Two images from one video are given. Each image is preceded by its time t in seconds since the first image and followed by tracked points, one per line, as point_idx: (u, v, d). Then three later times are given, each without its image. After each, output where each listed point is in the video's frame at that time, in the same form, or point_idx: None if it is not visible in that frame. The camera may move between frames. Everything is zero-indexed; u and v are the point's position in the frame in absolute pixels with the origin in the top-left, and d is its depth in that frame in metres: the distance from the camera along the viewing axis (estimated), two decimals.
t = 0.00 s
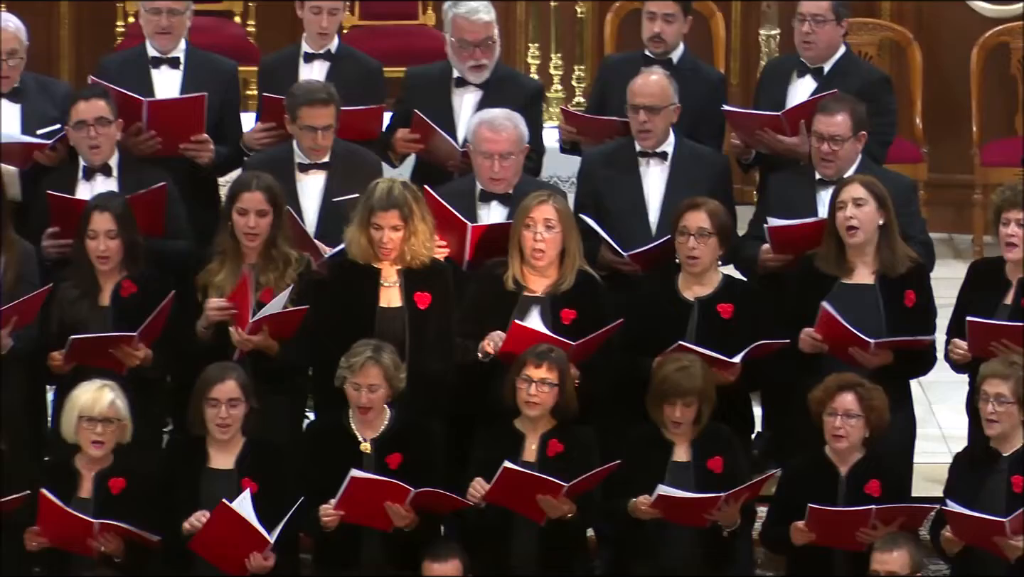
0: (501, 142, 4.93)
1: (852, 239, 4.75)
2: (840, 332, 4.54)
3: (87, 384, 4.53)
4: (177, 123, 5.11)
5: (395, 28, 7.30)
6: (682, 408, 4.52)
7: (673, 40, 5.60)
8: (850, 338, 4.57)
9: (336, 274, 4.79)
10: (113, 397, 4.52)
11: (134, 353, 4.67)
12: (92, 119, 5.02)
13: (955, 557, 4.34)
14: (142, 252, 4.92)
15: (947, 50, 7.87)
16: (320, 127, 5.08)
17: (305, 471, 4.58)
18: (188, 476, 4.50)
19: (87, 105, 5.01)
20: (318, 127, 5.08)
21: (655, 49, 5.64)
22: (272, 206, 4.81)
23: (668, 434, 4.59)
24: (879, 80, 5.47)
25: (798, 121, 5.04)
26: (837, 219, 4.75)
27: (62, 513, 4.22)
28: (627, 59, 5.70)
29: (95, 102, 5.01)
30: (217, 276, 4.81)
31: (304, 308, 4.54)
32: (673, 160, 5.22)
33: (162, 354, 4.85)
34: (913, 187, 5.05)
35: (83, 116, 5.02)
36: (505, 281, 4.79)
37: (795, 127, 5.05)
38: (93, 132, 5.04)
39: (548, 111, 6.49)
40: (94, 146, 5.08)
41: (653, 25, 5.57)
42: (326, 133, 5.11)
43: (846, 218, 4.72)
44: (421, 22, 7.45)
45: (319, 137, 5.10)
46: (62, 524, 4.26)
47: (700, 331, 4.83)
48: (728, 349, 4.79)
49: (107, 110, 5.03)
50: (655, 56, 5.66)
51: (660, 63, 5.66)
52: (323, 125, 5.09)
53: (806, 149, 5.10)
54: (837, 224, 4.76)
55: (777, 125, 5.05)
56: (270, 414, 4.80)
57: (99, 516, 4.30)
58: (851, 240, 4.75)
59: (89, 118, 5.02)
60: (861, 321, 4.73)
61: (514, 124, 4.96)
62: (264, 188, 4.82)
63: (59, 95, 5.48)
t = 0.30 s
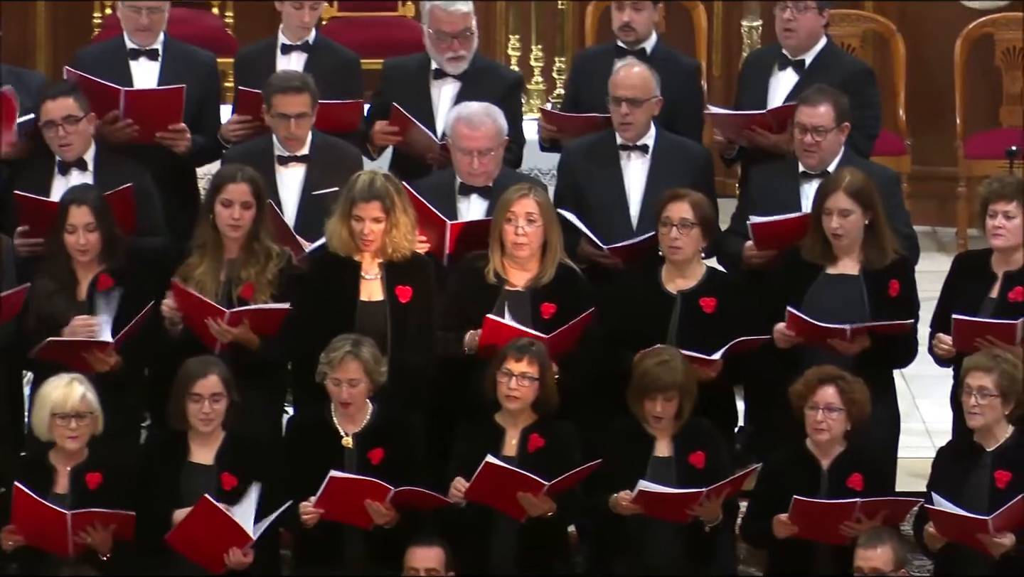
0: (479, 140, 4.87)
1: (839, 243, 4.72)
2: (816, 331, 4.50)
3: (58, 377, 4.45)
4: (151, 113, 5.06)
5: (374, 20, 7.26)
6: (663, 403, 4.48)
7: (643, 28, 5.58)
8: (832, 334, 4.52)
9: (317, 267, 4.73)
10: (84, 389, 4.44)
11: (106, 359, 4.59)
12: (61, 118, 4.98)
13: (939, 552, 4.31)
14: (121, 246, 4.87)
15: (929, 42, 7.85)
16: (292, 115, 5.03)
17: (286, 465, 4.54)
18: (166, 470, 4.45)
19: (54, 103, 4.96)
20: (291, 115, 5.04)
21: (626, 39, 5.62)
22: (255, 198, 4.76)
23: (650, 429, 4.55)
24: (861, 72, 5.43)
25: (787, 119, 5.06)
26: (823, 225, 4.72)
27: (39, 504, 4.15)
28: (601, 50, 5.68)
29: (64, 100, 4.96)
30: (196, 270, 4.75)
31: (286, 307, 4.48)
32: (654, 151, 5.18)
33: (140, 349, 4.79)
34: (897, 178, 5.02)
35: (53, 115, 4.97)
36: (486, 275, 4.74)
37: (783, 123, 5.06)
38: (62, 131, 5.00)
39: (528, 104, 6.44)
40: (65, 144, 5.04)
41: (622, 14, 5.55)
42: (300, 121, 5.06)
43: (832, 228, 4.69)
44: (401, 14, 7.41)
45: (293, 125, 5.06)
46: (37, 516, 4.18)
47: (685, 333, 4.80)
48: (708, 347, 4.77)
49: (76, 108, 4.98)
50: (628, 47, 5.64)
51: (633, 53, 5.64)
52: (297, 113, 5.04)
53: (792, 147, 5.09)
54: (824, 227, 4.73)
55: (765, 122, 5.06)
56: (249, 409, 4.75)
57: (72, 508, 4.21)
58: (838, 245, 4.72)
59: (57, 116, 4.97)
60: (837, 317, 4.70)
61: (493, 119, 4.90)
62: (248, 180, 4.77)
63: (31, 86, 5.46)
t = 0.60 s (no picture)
0: (460, 130, 4.83)
1: (822, 235, 4.69)
2: (796, 313, 4.43)
3: (28, 369, 4.39)
4: (131, 98, 5.01)
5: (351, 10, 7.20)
6: (645, 395, 4.45)
7: (612, 16, 5.53)
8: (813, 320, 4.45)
9: (296, 256, 4.69)
10: (55, 381, 4.38)
11: (78, 354, 4.54)
12: (44, 109, 4.92)
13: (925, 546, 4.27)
14: (102, 237, 4.81)
15: (915, 31, 7.81)
16: (270, 104, 4.99)
17: (267, 458, 4.49)
18: (147, 463, 4.40)
19: (38, 94, 4.91)
20: (269, 104, 4.99)
21: (594, 28, 5.57)
22: (238, 187, 4.72)
23: (633, 420, 4.52)
24: (846, 60, 5.39)
25: (763, 105, 5.00)
26: (807, 216, 4.68)
27: (26, 495, 4.06)
28: (570, 43, 5.61)
29: (48, 90, 4.91)
30: (177, 261, 4.71)
31: (267, 293, 4.44)
32: (638, 138, 5.14)
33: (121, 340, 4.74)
34: (882, 168, 4.98)
35: (36, 106, 4.91)
36: (469, 264, 4.69)
37: (760, 111, 5.01)
38: (44, 122, 4.94)
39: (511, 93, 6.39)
40: (46, 136, 4.98)
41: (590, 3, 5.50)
42: (278, 110, 5.01)
43: (816, 219, 4.66)
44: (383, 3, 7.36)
45: (271, 114, 5.01)
46: (18, 508, 4.09)
47: (667, 330, 4.77)
48: (684, 341, 4.76)
49: (59, 99, 4.93)
50: (599, 36, 5.58)
51: (604, 43, 5.59)
52: (275, 102, 4.99)
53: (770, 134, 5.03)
54: (808, 218, 4.69)
55: (742, 111, 4.99)
56: (229, 402, 4.70)
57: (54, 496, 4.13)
58: (822, 237, 4.69)
59: (40, 107, 4.92)
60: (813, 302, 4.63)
61: (474, 109, 4.86)
62: (231, 168, 4.73)
63: (10, 76, 5.40)
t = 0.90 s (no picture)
0: (445, 120, 4.79)
1: (812, 223, 4.65)
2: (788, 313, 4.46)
3: (5, 362, 4.27)
4: (113, 89, 4.97)
5: None
6: (632, 386, 4.41)
7: (585, 7, 5.49)
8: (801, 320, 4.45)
9: (280, 247, 4.66)
10: (33, 373, 4.28)
11: (59, 351, 4.50)
12: (34, 98, 4.89)
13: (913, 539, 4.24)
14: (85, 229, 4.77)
15: (902, 22, 7.78)
16: (255, 96, 4.95)
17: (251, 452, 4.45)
18: (130, 455, 4.36)
19: (29, 82, 4.87)
20: (254, 96, 4.95)
21: (569, 19, 5.52)
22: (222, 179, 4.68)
23: (620, 412, 4.48)
24: (834, 50, 5.37)
25: (743, 96, 4.93)
26: (798, 205, 4.63)
27: (16, 487, 4.02)
28: (546, 34, 5.57)
29: (38, 79, 4.88)
30: (160, 253, 4.67)
31: (253, 286, 4.41)
32: (625, 129, 5.11)
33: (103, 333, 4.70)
34: (870, 158, 4.96)
35: (26, 93, 4.88)
36: (454, 256, 4.65)
37: (740, 102, 4.94)
38: (34, 110, 4.91)
39: (496, 83, 6.36)
40: (34, 124, 4.95)
41: None
42: (263, 102, 4.97)
43: (807, 206, 4.61)
44: None
45: (256, 106, 4.97)
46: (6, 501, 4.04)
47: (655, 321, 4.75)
48: (667, 331, 4.75)
49: (49, 88, 4.90)
50: (572, 25, 5.53)
51: (579, 32, 5.54)
52: (260, 94, 4.95)
53: (749, 125, 4.98)
54: (798, 208, 4.65)
55: (722, 102, 4.92)
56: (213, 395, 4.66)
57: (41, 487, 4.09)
58: (812, 225, 4.65)
59: (30, 95, 4.89)
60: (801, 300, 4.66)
61: (460, 100, 4.82)
62: (216, 160, 4.68)
63: None
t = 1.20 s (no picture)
0: (430, 114, 4.75)
1: (800, 215, 4.62)
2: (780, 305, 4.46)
3: None
4: (92, 83, 4.93)
5: None
6: (618, 379, 4.38)
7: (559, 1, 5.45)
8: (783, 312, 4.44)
9: (262, 244, 4.61)
10: (11, 370, 4.24)
11: (36, 347, 4.43)
12: (17, 88, 4.84)
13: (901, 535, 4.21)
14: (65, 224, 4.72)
15: (888, 17, 7.77)
16: (237, 90, 4.90)
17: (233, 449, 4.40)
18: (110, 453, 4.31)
19: (12, 72, 4.82)
20: (235, 91, 4.90)
21: (543, 13, 5.48)
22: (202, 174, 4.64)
23: (605, 408, 4.45)
24: (819, 42, 5.34)
25: (720, 94, 4.91)
26: (786, 195, 4.61)
27: None
28: (520, 28, 5.53)
29: (21, 69, 4.82)
30: (141, 249, 4.62)
31: (236, 282, 4.37)
32: (610, 124, 5.09)
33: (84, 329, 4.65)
34: (857, 152, 4.93)
35: (8, 84, 4.83)
36: (437, 251, 4.61)
37: (717, 100, 4.93)
38: (17, 100, 4.86)
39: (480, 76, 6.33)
40: (17, 115, 4.90)
41: None
42: (244, 96, 4.92)
43: (795, 196, 4.58)
44: None
45: (237, 100, 4.93)
46: None
47: (640, 316, 4.71)
48: (650, 324, 4.70)
49: (32, 78, 4.84)
50: (547, 20, 5.50)
51: (555, 25, 5.51)
52: (242, 89, 4.90)
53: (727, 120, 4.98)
54: (786, 199, 4.62)
55: (699, 100, 4.92)
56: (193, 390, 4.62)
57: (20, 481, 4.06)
58: (800, 217, 4.63)
59: (13, 85, 4.83)
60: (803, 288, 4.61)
61: (444, 93, 4.78)
62: (195, 155, 4.64)
63: None
